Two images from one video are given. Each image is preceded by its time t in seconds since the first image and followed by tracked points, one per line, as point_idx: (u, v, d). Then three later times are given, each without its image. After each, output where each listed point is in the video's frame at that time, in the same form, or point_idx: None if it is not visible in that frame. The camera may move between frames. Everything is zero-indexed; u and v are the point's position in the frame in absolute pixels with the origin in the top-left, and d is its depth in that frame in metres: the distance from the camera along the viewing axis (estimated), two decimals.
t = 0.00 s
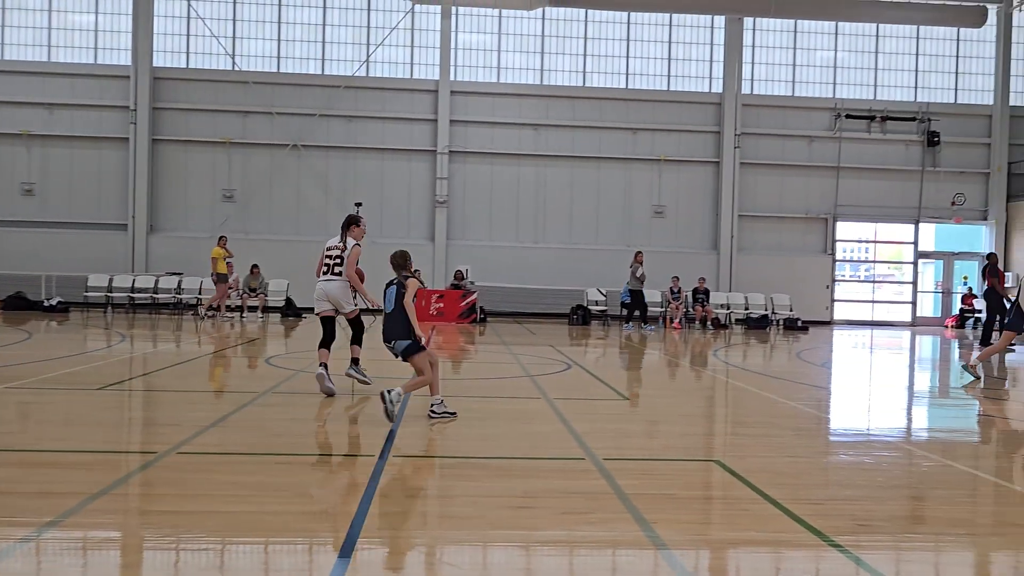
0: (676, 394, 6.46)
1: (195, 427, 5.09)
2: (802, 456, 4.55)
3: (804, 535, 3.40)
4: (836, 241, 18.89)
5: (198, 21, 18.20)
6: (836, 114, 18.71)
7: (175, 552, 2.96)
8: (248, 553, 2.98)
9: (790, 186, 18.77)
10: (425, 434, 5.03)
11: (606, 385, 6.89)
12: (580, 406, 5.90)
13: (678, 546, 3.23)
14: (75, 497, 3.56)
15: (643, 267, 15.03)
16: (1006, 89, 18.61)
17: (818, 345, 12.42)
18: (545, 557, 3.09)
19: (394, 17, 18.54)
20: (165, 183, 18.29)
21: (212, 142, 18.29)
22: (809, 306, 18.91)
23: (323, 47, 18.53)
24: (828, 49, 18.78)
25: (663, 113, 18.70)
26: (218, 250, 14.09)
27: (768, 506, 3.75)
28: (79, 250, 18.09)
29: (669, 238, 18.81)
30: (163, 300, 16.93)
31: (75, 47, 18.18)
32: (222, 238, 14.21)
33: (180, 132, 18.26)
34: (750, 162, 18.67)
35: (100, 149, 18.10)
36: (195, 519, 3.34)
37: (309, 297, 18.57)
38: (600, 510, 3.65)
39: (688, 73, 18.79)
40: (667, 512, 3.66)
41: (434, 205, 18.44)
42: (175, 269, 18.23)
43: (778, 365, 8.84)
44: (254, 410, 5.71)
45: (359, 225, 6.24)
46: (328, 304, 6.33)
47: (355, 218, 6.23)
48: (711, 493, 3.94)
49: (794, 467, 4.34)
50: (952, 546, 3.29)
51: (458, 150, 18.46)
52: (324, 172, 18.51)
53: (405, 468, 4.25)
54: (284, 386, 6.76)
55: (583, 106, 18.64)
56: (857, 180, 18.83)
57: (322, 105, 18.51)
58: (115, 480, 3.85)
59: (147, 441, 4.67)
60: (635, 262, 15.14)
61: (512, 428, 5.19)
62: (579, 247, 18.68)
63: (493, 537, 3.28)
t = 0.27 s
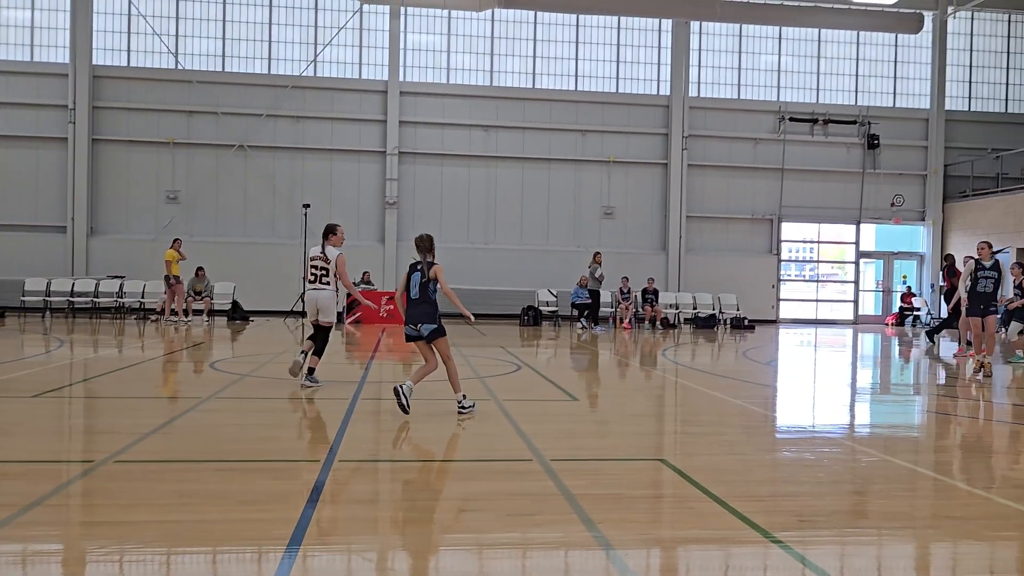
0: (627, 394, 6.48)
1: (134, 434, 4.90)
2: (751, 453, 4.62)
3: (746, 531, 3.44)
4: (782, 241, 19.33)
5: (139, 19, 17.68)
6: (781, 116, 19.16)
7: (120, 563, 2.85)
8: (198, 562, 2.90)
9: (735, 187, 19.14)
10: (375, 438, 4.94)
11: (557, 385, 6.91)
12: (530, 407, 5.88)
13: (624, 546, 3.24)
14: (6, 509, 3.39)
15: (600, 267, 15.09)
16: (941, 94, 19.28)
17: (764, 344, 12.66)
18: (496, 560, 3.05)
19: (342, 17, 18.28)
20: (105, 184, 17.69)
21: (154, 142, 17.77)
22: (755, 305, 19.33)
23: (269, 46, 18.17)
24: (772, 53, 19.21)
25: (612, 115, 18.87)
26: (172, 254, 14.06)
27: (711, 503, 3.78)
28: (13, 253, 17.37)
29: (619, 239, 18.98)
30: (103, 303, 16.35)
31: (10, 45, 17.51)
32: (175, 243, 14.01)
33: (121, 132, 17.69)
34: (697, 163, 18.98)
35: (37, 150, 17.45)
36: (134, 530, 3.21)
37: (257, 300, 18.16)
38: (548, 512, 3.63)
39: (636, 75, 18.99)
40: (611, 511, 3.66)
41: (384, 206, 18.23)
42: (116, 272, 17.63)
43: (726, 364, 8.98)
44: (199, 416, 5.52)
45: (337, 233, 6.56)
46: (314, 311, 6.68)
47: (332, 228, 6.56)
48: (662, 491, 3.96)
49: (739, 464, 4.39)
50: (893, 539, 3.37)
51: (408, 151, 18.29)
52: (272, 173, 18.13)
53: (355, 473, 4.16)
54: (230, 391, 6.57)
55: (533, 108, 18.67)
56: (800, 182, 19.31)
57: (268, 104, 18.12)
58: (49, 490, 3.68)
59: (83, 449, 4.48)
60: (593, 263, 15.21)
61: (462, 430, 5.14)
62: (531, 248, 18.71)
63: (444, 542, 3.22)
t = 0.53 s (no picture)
0: (595, 387, 6.51)
1: (95, 434, 4.78)
2: (719, 443, 4.66)
3: (713, 519, 3.48)
4: (747, 234, 19.58)
5: (97, 11, 17.25)
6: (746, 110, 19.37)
7: (86, 563, 2.79)
8: (166, 561, 2.85)
9: (701, 181, 19.34)
10: (342, 434, 4.87)
11: (525, 379, 6.91)
12: (499, 400, 5.87)
13: (593, 537, 3.25)
14: None
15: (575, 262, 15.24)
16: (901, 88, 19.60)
17: (731, 336, 12.79)
18: (467, 554, 3.04)
19: (306, 10, 18.02)
20: (64, 181, 17.24)
21: (115, 138, 17.36)
22: (722, 297, 19.55)
23: (232, 40, 17.84)
24: (737, 48, 19.41)
25: (579, 109, 18.89)
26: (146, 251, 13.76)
27: (678, 493, 3.82)
28: None
29: (587, 233, 19.06)
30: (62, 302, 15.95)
31: None
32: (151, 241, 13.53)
33: (80, 127, 17.26)
34: (664, 157, 19.11)
35: None
36: (94, 530, 3.13)
37: (222, 298, 17.86)
38: (518, 504, 3.63)
39: (603, 70, 19.03)
40: (579, 503, 3.66)
41: (351, 201, 18.05)
42: (75, 270, 17.21)
43: (694, 356, 9.05)
44: (161, 414, 5.40)
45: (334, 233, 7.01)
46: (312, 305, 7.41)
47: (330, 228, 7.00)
48: (631, 483, 3.97)
49: (706, 454, 4.44)
50: (858, 525, 3.43)
51: (375, 146, 18.13)
52: (236, 169, 17.83)
53: (323, 470, 4.10)
54: (193, 389, 6.44)
55: (500, 102, 18.62)
56: (765, 175, 19.56)
57: (232, 99, 17.81)
58: (5, 493, 3.57)
59: (40, 450, 4.35)
60: (569, 257, 15.32)
61: (430, 424, 5.11)
62: (499, 243, 18.69)
63: (413, 536, 3.20)
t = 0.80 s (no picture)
0: (569, 378, 6.52)
1: (59, 430, 4.67)
2: (691, 432, 4.71)
3: (683, 508, 3.50)
4: (718, 226, 19.77)
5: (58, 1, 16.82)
6: (716, 103, 19.52)
7: (53, 562, 2.73)
8: (135, 557, 2.80)
9: (673, 172, 19.46)
10: (314, 428, 4.83)
11: (499, 371, 6.90)
12: (472, 393, 5.85)
13: (565, 527, 3.25)
14: None
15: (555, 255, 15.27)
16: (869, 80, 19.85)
17: (703, 326, 12.91)
18: (441, 545, 3.03)
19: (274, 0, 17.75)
20: (26, 174, 16.82)
21: (79, 130, 16.98)
22: (693, 288, 19.72)
23: (199, 30, 17.52)
24: (707, 40, 19.54)
25: (551, 101, 18.89)
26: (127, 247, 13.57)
27: (649, 482, 3.84)
28: None
29: (559, 225, 19.08)
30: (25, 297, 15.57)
31: None
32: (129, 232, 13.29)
33: (43, 119, 16.84)
34: (635, 149, 19.20)
35: None
36: (60, 527, 3.07)
37: (191, 292, 17.59)
38: (490, 496, 3.62)
39: (574, 61, 19.03)
40: (552, 494, 3.67)
41: (321, 194, 17.86)
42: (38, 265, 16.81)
43: (665, 346, 9.12)
44: (129, 410, 5.31)
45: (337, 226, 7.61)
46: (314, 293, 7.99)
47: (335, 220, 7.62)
48: (605, 472, 3.99)
49: (677, 443, 4.47)
50: (827, 511, 3.48)
51: (345, 138, 17.94)
52: (204, 161, 17.53)
53: (295, 464, 4.06)
54: (162, 384, 6.33)
55: (472, 94, 18.55)
56: (735, 167, 19.74)
57: (200, 91, 17.50)
58: None
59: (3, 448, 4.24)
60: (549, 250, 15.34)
61: (402, 417, 5.08)
62: (472, 235, 18.63)
63: (387, 529, 3.19)
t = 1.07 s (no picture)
0: (544, 370, 6.52)
1: (26, 426, 4.56)
2: (665, 422, 4.73)
3: (656, 498, 3.52)
4: (692, 217, 19.91)
5: None
6: (689, 94, 19.62)
7: (22, 560, 2.67)
8: (106, 554, 2.74)
9: (647, 164, 19.54)
10: (288, 422, 4.77)
11: (474, 364, 6.88)
12: (447, 385, 5.83)
13: (540, 518, 3.25)
14: None
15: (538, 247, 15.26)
16: (840, 72, 20.05)
17: (677, 317, 12.99)
18: (417, 538, 3.01)
19: None
20: None
21: (45, 121, 16.62)
22: (668, 279, 19.85)
23: (167, 20, 17.20)
24: (680, 32, 19.62)
25: (525, 93, 18.84)
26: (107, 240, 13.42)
27: (623, 472, 3.85)
28: None
29: (534, 217, 19.06)
30: None
31: None
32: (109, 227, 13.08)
33: (7, 111, 16.45)
34: (609, 141, 19.25)
35: None
36: (28, 525, 3.00)
37: (161, 286, 17.32)
38: (467, 488, 3.61)
39: (548, 53, 19.00)
40: (526, 485, 3.66)
41: (294, 186, 17.66)
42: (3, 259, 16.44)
43: (640, 338, 9.17)
44: (99, 405, 5.21)
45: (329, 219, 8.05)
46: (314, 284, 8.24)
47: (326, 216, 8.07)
48: (581, 463, 3.99)
49: (651, 434, 4.49)
50: (799, 499, 3.52)
51: (318, 130, 17.75)
52: (174, 153, 17.24)
53: (269, 458, 4.01)
54: (133, 379, 6.23)
55: (446, 85, 18.43)
56: (709, 159, 19.88)
57: (170, 82, 17.20)
58: None
59: None
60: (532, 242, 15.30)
61: (377, 410, 5.04)
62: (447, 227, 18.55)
63: (363, 522, 3.16)
